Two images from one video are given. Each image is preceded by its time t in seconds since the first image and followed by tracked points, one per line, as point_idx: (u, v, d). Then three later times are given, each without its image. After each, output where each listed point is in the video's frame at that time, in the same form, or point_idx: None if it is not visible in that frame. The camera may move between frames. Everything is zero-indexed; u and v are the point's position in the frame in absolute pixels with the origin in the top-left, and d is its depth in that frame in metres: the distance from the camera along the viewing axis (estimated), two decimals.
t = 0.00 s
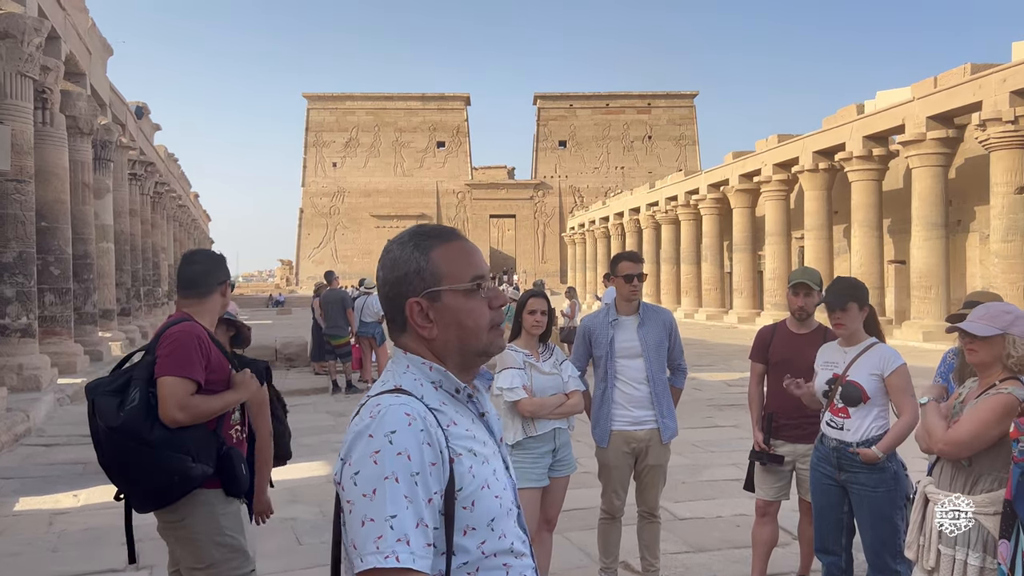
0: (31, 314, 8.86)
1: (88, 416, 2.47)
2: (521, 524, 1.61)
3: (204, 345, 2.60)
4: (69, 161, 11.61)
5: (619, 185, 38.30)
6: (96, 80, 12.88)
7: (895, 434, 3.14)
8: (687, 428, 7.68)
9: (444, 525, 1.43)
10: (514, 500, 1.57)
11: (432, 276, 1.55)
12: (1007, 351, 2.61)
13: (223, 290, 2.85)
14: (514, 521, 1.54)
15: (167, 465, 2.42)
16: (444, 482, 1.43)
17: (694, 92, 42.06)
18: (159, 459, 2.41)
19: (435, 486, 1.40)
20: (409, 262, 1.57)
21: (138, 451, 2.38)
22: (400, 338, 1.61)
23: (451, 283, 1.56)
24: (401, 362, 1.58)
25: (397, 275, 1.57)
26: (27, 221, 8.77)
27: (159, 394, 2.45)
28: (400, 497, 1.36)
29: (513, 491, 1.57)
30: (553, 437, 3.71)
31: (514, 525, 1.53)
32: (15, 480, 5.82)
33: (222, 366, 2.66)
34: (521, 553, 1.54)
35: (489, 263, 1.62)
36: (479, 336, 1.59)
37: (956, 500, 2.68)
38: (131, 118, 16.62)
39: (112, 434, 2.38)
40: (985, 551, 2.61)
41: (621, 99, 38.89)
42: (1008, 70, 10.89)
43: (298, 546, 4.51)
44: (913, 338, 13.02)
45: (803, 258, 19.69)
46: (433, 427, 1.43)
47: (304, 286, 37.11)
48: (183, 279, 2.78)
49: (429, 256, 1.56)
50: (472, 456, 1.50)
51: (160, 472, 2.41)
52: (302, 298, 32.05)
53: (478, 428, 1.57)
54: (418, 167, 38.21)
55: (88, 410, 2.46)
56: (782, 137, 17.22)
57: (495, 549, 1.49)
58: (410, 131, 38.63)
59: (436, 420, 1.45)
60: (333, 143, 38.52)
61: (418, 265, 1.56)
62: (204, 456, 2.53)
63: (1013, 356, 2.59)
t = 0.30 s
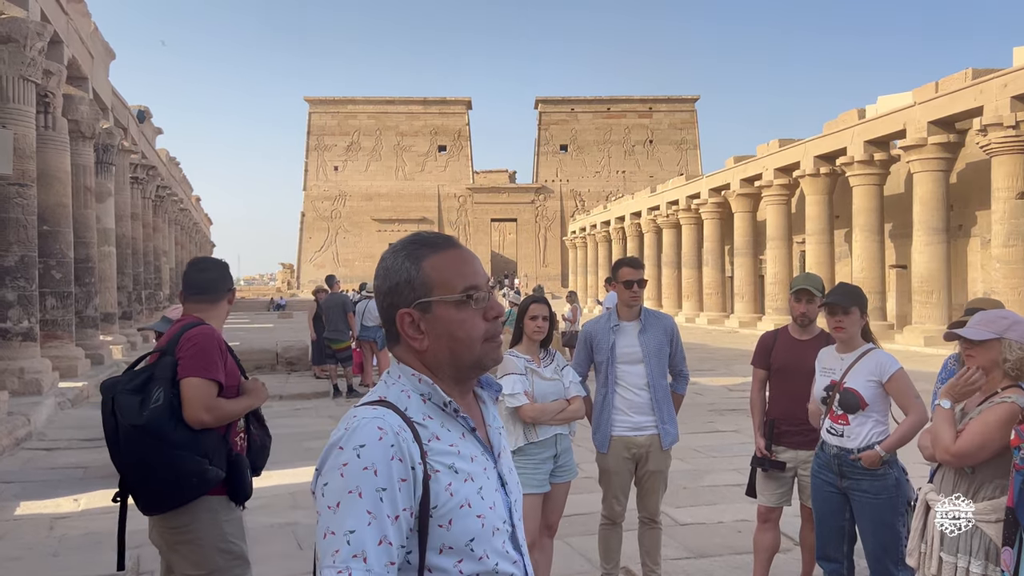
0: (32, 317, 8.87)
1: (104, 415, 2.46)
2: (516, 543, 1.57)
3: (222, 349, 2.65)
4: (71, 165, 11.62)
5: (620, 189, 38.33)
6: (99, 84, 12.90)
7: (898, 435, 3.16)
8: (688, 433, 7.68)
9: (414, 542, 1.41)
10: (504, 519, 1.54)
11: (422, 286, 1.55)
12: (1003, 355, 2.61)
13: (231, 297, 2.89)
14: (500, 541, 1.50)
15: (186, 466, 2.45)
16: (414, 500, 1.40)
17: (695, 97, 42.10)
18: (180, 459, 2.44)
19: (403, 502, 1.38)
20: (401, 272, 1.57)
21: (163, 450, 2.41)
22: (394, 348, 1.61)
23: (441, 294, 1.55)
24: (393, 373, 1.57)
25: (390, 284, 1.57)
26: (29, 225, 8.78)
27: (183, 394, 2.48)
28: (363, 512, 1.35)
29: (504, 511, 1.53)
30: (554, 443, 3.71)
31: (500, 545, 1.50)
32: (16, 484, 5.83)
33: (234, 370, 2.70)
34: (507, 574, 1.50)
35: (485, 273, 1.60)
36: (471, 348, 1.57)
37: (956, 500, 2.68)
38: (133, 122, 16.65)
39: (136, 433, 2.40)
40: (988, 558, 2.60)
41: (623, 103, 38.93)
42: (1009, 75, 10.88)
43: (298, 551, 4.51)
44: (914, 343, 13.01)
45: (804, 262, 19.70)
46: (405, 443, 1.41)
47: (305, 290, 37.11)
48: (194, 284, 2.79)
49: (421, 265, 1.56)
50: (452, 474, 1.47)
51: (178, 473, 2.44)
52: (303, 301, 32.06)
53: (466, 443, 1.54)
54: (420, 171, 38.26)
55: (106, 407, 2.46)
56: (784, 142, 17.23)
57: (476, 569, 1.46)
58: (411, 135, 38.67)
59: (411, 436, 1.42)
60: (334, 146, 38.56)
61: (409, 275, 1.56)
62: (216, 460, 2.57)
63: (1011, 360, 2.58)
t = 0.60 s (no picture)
0: (36, 317, 8.89)
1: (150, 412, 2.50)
2: (509, 552, 1.54)
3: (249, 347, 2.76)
4: (74, 165, 11.65)
5: (622, 190, 38.34)
6: (102, 85, 12.95)
7: (899, 433, 3.15)
8: (690, 434, 7.67)
9: (395, 550, 1.40)
10: (496, 527, 1.52)
11: (411, 285, 1.54)
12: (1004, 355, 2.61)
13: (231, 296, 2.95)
14: (489, 550, 1.48)
15: (228, 460, 2.57)
16: (393, 509, 1.39)
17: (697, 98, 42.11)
18: (224, 453, 2.56)
19: (381, 511, 1.36)
20: (390, 270, 1.56)
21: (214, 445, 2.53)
22: (385, 348, 1.61)
23: (430, 294, 1.54)
24: (385, 374, 1.57)
25: (379, 283, 1.57)
26: (32, 225, 8.79)
27: (228, 391, 2.58)
28: (338, 520, 1.34)
29: (494, 518, 1.52)
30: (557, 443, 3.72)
31: (489, 554, 1.48)
32: (19, 483, 5.84)
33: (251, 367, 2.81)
34: None
35: (477, 270, 1.57)
36: (459, 349, 1.55)
37: (956, 500, 2.69)
38: (137, 123, 16.69)
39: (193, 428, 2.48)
40: (991, 559, 2.60)
41: (625, 104, 38.96)
42: (1013, 76, 10.84)
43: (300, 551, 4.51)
44: (917, 344, 12.98)
45: (807, 263, 19.67)
46: (385, 450, 1.39)
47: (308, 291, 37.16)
48: (203, 281, 2.84)
49: (409, 264, 1.55)
50: (437, 481, 1.45)
51: (221, 467, 2.55)
52: (305, 302, 32.10)
53: (455, 448, 1.52)
54: (422, 172, 38.32)
55: (152, 405, 2.50)
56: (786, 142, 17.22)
57: None
58: (414, 136, 38.73)
59: (393, 442, 1.41)
60: (337, 147, 38.64)
61: (398, 273, 1.55)
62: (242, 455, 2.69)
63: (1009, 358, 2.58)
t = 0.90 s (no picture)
0: (42, 315, 8.92)
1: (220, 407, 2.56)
2: (514, 550, 1.54)
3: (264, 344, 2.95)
4: (80, 163, 11.68)
5: (627, 189, 38.33)
6: (108, 83, 12.99)
7: (904, 430, 3.12)
8: (696, 431, 7.66)
9: (398, 554, 1.39)
10: (501, 525, 1.51)
11: (410, 278, 1.53)
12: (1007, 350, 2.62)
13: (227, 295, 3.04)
14: (494, 549, 1.48)
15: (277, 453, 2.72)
16: (395, 512, 1.38)
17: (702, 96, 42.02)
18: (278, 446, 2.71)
19: (383, 514, 1.35)
20: (388, 264, 1.56)
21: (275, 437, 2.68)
22: (386, 343, 1.60)
23: (427, 289, 1.53)
24: (386, 371, 1.55)
25: (378, 278, 1.56)
26: (38, 222, 8.82)
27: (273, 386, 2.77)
28: (339, 524, 1.32)
29: (500, 516, 1.51)
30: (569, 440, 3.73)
31: (495, 552, 1.48)
32: (26, 479, 5.86)
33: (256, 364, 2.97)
34: None
35: (477, 264, 1.56)
36: (459, 343, 1.54)
37: (956, 500, 2.67)
38: (142, 120, 16.73)
39: (262, 421, 2.62)
40: (999, 556, 2.57)
41: (630, 102, 38.93)
42: (1019, 73, 10.79)
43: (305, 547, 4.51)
44: (923, 342, 12.95)
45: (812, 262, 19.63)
46: (386, 453, 1.38)
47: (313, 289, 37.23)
48: (210, 275, 2.91)
49: (408, 258, 1.54)
50: (440, 482, 1.44)
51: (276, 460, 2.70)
52: (310, 300, 32.16)
53: (458, 448, 1.51)
54: (427, 170, 38.36)
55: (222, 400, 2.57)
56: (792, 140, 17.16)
57: None
58: (419, 134, 38.77)
59: (394, 444, 1.40)
60: (342, 146, 38.71)
61: (396, 267, 1.54)
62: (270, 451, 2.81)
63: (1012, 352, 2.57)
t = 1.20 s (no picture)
0: (49, 309, 8.95)
1: (239, 402, 2.53)
2: (524, 536, 1.54)
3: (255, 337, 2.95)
4: (87, 157, 11.69)
5: (633, 183, 38.26)
6: (114, 77, 13.01)
7: (909, 425, 3.10)
8: (702, 426, 7.65)
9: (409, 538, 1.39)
10: (511, 511, 1.51)
11: (417, 268, 1.53)
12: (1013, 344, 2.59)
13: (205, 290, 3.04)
14: (504, 534, 1.48)
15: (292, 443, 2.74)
16: (406, 496, 1.37)
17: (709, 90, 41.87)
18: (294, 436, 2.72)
19: (394, 498, 1.35)
20: (395, 255, 1.56)
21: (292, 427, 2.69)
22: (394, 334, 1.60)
23: (432, 279, 1.52)
24: (394, 360, 1.55)
25: (384, 269, 1.56)
26: (45, 217, 8.84)
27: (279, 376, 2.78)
28: (351, 508, 1.32)
29: (509, 503, 1.51)
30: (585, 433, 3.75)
31: (504, 538, 1.47)
32: (34, 472, 5.89)
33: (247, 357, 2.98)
34: (512, 567, 1.48)
35: (482, 254, 1.55)
36: (463, 333, 1.54)
37: (953, 498, 2.68)
38: (148, 115, 16.75)
39: (282, 414, 2.62)
40: (1006, 551, 2.56)
41: (636, 97, 38.85)
42: None
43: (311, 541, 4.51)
44: (930, 338, 12.91)
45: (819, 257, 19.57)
46: (396, 437, 1.38)
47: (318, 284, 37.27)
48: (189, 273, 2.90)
49: (413, 248, 1.54)
50: (450, 467, 1.44)
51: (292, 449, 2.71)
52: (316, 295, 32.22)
53: (467, 434, 1.51)
54: (433, 165, 38.35)
55: (241, 395, 2.54)
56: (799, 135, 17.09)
57: (479, 564, 1.43)
58: (424, 129, 38.76)
59: (404, 429, 1.40)
60: (348, 141, 38.71)
61: (402, 257, 1.54)
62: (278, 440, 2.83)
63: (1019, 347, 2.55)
